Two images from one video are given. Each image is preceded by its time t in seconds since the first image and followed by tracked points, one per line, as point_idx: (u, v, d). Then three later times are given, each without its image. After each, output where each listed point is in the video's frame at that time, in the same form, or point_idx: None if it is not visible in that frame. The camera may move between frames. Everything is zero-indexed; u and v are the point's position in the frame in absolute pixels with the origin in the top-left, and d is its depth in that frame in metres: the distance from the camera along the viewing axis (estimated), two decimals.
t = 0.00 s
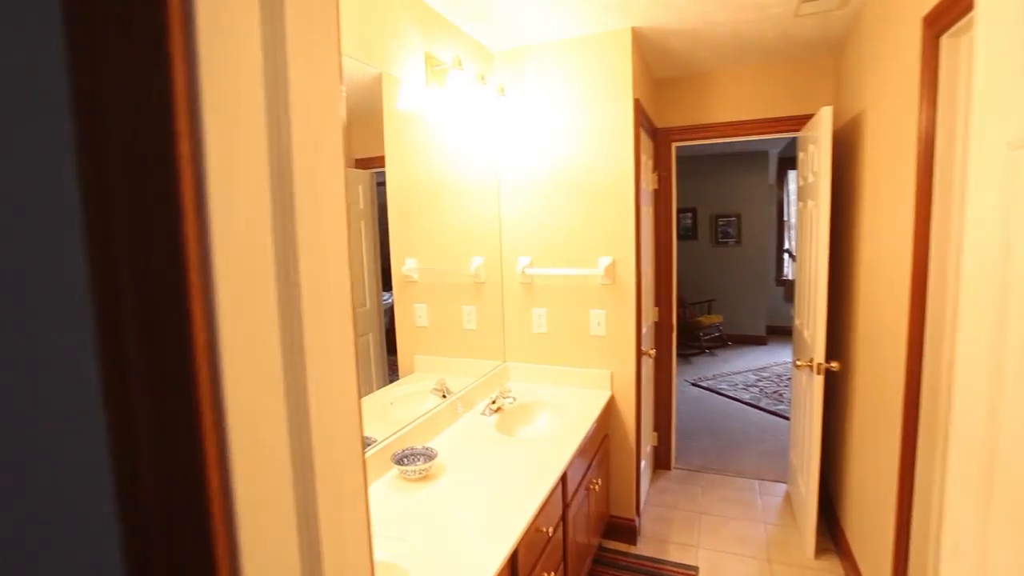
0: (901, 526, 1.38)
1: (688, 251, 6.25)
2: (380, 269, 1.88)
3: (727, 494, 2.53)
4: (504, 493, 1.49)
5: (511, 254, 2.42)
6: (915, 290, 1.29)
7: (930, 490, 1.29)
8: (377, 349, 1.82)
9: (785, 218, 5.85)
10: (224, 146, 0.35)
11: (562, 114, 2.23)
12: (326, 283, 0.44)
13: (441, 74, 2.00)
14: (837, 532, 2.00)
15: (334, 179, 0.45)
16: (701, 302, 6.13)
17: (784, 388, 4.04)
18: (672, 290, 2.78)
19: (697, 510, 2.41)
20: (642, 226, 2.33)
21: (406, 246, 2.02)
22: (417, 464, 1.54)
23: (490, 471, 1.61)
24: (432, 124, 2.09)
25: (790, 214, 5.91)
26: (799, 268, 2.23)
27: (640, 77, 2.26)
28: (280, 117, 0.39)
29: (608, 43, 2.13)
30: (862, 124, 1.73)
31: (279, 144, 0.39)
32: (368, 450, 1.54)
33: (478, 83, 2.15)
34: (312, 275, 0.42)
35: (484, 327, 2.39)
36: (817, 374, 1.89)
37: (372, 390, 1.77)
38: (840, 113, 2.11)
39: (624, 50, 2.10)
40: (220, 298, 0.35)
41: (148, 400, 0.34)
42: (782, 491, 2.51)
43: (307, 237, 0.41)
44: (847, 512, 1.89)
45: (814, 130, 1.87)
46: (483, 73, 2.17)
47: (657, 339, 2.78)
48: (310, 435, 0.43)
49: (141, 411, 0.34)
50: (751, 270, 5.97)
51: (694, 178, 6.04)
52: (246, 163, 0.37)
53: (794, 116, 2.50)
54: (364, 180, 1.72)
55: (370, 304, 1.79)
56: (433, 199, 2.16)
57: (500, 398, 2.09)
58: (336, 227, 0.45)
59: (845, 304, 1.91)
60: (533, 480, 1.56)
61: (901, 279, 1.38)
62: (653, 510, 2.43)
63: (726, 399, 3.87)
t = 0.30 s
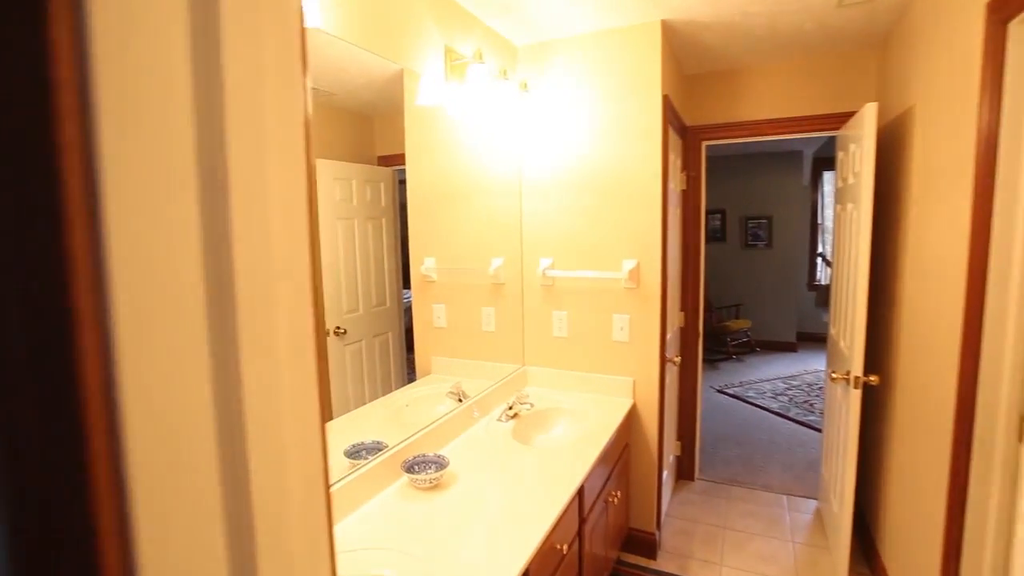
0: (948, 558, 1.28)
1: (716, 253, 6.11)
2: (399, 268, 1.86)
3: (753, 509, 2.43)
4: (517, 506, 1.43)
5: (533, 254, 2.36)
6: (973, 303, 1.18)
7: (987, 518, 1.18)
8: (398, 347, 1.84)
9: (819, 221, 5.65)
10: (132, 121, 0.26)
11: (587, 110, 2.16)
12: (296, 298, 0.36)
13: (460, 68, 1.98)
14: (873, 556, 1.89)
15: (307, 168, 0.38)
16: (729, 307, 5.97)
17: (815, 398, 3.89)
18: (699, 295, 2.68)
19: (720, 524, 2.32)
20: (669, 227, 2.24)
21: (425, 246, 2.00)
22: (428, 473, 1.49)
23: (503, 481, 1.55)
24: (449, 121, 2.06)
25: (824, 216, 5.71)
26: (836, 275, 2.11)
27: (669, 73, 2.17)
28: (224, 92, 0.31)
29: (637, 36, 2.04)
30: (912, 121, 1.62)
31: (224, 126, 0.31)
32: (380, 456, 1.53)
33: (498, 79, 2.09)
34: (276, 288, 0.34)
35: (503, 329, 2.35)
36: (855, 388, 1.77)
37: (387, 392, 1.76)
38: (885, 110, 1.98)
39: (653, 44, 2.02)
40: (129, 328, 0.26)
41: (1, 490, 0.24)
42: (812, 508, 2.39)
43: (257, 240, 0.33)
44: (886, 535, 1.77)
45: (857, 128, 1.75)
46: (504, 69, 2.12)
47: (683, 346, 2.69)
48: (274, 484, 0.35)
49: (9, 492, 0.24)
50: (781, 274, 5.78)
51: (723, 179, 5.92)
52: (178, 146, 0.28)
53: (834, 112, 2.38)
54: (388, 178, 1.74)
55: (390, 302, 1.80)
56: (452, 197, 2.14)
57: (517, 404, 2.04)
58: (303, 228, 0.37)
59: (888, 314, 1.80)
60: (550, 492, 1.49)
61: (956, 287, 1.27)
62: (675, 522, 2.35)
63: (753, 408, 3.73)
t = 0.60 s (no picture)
0: None
1: (743, 253, 5.96)
2: (414, 266, 1.83)
3: (777, 521, 2.34)
4: (529, 517, 1.38)
5: (553, 253, 2.30)
6: None
7: None
8: (415, 345, 1.83)
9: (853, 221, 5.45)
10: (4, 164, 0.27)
11: (612, 104, 2.08)
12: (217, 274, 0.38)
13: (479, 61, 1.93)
14: None
15: (251, 152, 0.42)
16: (755, 308, 5.81)
17: (844, 405, 3.75)
18: (725, 297, 2.59)
19: (742, 536, 2.24)
20: (695, 227, 2.16)
21: (443, 242, 1.98)
22: (438, 482, 1.45)
23: (515, 490, 1.51)
24: (468, 115, 2.02)
25: (857, 216, 5.50)
26: (872, 279, 2.00)
27: (698, 66, 2.08)
28: (121, 96, 0.32)
29: (664, 28, 1.96)
30: (961, 116, 1.51)
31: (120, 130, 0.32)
32: (389, 461, 1.51)
33: (518, 72, 2.04)
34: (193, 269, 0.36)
35: (521, 329, 2.30)
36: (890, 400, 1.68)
37: (401, 391, 1.75)
38: (931, 105, 1.86)
39: (682, 35, 1.94)
40: None
41: None
42: (840, 522, 2.30)
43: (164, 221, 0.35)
44: (921, 558, 1.68)
45: (900, 124, 1.65)
46: (524, 61, 2.06)
47: (706, 350, 2.60)
48: (188, 454, 0.37)
49: None
50: (811, 275, 5.60)
51: (752, 176, 5.76)
52: (60, 132, 0.29)
53: (871, 108, 2.26)
54: (407, 173, 1.75)
55: (408, 298, 1.81)
56: (471, 194, 2.11)
57: (533, 408, 1.99)
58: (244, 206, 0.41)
59: (930, 323, 1.69)
60: (564, 505, 1.44)
61: (1011, 295, 1.17)
62: (694, 533, 2.28)
63: (779, 415, 3.62)
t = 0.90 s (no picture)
0: None
1: (767, 251, 5.83)
2: (428, 265, 1.81)
3: (798, 531, 2.28)
4: (538, 526, 1.34)
5: (570, 252, 2.25)
6: None
7: None
8: (431, 342, 1.83)
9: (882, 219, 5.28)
10: None
11: (633, 98, 2.02)
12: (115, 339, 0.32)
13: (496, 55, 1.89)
14: None
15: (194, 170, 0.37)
16: (777, 308, 5.69)
17: (870, 411, 3.64)
18: (747, 299, 2.51)
19: (760, 545, 2.19)
20: (717, 226, 2.09)
21: (459, 240, 1.95)
22: (447, 487, 1.43)
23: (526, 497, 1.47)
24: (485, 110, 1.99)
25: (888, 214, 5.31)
26: (905, 283, 1.92)
27: (724, 59, 2.01)
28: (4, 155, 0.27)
29: (689, 19, 1.89)
30: (1008, 112, 1.42)
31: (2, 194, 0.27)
32: (398, 464, 1.49)
33: (536, 66, 1.99)
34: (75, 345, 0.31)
35: (537, 330, 2.27)
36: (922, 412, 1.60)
37: (413, 391, 1.73)
38: (973, 100, 1.76)
39: (708, 27, 1.87)
40: None
41: None
42: (864, 534, 2.22)
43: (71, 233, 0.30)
44: None
45: (941, 120, 1.56)
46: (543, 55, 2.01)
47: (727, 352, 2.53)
48: (99, 480, 0.33)
49: None
50: (837, 275, 5.46)
51: (778, 173, 5.63)
52: None
53: (907, 103, 2.16)
54: (424, 167, 1.74)
55: (426, 293, 1.81)
56: (487, 191, 2.07)
57: (547, 411, 1.96)
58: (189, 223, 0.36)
59: (967, 332, 1.61)
60: (578, 512, 1.40)
61: None
62: (711, 540, 2.23)
63: (802, 419, 3.53)
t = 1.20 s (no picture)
0: None
1: (788, 247, 5.71)
2: (440, 259, 1.79)
3: (815, 535, 2.22)
4: (548, 527, 1.32)
5: (584, 247, 2.21)
6: None
7: None
8: (443, 337, 1.82)
9: (908, 215, 5.14)
10: None
11: (651, 89, 1.96)
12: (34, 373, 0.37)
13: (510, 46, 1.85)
14: None
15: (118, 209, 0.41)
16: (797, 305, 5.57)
17: (891, 412, 3.55)
18: (767, 296, 2.44)
19: (776, 549, 2.14)
20: (737, 221, 2.03)
21: (472, 234, 1.92)
22: (455, 486, 1.41)
23: (535, 497, 1.45)
24: (498, 102, 1.95)
25: (914, 210, 5.14)
26: (933, 282, 1.84)
27: (747, 48, 1.94)
28: None
29: (711, 7, 1.83)
30: None
31: None
32: (405, 462, 1.47)
33: (550, 56, 1.94)
34: None
35: (550, 326, 2.24)
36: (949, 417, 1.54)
37: (422, 386, 1.72)
38: (1013, 91, 1.68)
39: (731, 15, 1.80)
40: None
41: None
42: (885, 540, 2.16)
43: None
44: None
45: (978, 110, 1.48)
46: (558, 44, 1.96)
47: (744, 352, 2.47)
48: None
49: None
50: (860, 272, 5.33)
51: (801, 166, 5.51)
52: None
53: (938, 95, 2.08)
54: (437, 160, 1.72)
55: (438, 287, 1.79)
56: (498, 184, 2.04)
57: (558, 409, 1.93)
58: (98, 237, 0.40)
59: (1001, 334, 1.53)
60: (589, 514, 1.37)
61: None
62: (725, 542, 2.20)
63: (821, 419, 3.45)
